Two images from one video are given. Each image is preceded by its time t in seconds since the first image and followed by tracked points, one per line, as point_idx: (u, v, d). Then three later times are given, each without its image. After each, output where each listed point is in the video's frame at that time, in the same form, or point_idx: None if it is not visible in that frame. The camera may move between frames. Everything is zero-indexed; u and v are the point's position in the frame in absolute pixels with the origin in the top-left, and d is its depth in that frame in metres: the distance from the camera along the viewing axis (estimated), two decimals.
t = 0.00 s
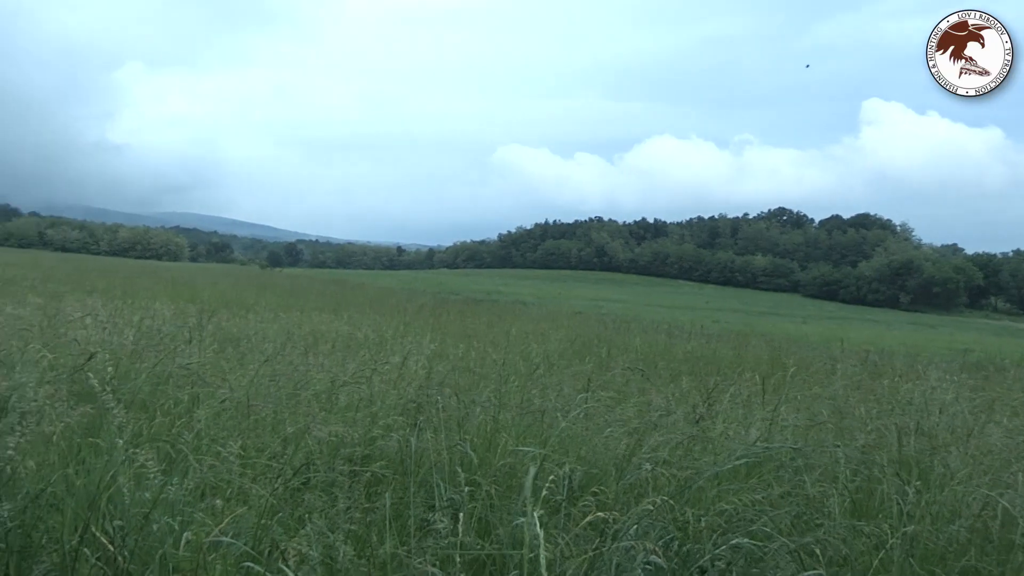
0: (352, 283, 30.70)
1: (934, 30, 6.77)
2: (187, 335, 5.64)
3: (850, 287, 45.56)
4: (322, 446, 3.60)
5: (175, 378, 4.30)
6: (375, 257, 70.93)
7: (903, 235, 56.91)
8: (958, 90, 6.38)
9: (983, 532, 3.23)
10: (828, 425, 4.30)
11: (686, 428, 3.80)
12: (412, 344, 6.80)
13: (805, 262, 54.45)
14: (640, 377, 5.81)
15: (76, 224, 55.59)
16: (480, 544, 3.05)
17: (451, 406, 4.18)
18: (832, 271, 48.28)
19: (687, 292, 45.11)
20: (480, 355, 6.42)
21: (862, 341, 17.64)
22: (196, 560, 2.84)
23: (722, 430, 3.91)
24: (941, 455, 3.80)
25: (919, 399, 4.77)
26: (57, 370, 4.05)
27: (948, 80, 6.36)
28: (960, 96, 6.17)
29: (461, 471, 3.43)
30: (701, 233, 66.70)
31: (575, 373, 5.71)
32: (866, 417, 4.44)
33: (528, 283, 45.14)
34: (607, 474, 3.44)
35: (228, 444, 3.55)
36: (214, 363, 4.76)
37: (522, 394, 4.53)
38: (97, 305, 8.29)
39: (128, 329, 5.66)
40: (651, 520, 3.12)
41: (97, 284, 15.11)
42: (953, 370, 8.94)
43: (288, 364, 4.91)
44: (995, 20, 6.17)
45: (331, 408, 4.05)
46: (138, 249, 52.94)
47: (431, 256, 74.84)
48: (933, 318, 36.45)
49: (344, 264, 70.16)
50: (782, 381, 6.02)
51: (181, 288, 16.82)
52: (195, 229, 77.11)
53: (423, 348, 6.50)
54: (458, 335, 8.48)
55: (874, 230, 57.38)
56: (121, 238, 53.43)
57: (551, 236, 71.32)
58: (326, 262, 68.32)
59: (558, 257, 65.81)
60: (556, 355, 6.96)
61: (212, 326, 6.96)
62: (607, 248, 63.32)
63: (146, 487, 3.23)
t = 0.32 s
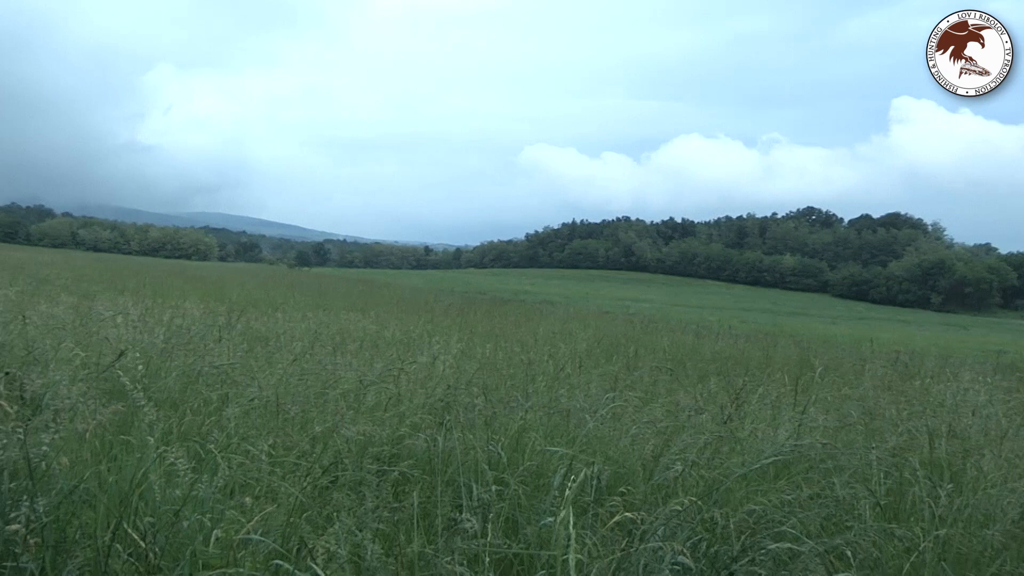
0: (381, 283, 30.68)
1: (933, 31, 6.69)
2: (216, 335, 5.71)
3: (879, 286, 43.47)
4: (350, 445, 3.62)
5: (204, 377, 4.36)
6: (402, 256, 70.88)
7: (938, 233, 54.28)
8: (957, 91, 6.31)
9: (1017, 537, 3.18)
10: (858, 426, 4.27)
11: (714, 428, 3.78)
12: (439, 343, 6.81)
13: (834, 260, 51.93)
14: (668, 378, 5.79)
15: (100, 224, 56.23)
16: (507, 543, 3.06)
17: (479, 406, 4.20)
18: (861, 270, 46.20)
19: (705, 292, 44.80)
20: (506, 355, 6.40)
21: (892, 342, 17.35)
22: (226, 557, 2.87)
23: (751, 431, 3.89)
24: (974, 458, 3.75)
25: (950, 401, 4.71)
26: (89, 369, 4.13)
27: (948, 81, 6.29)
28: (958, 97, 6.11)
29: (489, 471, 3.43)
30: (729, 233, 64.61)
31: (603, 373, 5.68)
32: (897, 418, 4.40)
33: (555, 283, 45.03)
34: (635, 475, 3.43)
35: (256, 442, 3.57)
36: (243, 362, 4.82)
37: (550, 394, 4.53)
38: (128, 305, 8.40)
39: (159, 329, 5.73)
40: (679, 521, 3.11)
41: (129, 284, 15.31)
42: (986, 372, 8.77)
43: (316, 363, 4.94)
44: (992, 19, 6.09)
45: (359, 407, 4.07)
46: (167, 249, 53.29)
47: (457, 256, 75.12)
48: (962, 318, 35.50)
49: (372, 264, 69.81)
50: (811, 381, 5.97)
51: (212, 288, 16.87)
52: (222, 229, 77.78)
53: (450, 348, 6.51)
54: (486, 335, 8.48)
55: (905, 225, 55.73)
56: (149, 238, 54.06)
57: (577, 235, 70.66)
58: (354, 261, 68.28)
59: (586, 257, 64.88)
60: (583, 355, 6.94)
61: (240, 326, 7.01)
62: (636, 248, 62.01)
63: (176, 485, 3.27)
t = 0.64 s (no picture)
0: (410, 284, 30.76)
1: (933, 31, 6.62)
2: (245, 335, 5.81)
3: (911, 288, 42.78)
4: (378, 444, 3.64)
5: (233, 376, 4.44)
6: (430, 257, 70.87)
7: (973, 233, 52.67)
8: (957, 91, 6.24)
9: None
10: (889, 429, 4.23)
11: (743, 430, 3.77)
12: (468, 344, 6.82)
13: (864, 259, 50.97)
14: (697, 380, 5.78)
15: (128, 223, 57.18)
16: (535, 544, 3.05)
17: (507, 406, 4.20)
18: (893, 271, 45.29)
19: (723, 292, 44.58)
20: (534, 355, 6.40)
21: (925, 344, 17.00)
22: (255, 555, 2.89)
23: (780, 433, 3.87)
24: (1010, 463, 3.70)
25: (984, 406, 4.65)
26: (122, 368, 4.20)
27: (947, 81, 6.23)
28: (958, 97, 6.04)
29: (518, 471, 3.43)
30: (759, 233, 63.21)
31: (631, 374, 5.67)
32: (929, 422, 4.37)
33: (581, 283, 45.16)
34: (664, 476, 3.43)
35: (286, 442, 3.61)
36: (272, 362, 4.88)
37: (578, 394, 4.55)
38: (159, 304, 8.55)
39: (190, 328, 5.82)
40: (708, 524, 3.09)
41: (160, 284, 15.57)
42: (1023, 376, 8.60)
43: (344, 363, 4.98)
44: (990, 18, 6.03)
45: (388, 407, 4.10)
46: (198, 249, 54.03)
47: (486, 257, 75.43)
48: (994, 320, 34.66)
49: (400, 264, 70.03)
50: (841, 384, 5.93)
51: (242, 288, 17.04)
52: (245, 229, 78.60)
53: (478, 349, 6.53)
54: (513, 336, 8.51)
55: (940, 225, 54.10)
56: (180, 239, 54.80)
57: (606, 235, 70.05)
58: (381, 262, 68.65)
59: (613, 258, 64.37)
60: (610, 356, 6.94)
61: (271, 325, 7.10)
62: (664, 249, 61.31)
63: (206, 482, 3.30)
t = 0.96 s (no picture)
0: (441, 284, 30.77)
1: (933, 31, 6.55)
2: (276, 335, 5.89)
3: (947, 288, 42.15)
4: (409, 443, 3.66)
5: (265, 375, 4.51)
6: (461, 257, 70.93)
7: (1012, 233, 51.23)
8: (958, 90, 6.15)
9: None
10: (924, 432, 4.19)
11: (775, 432, 3.75)
12: (498, 344, 6.85)
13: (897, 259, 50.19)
14: (728, 381, 5.76)
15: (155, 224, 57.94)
16: (566, 544, 3.04)
17: (538, 406, 4.22)
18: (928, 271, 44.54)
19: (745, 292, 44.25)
20: (565, 356, 6.41)
21: (964, 347, 16.60)
22: (287, 552, 2.91)
23: (813, 435, 3.85)
24: None
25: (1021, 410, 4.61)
26: (156, 366, 4.29)
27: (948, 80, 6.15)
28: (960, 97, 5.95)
29: (548, 471, 3.44)
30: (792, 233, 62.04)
31: (663, 374, 5.67)
32: (965, 425, 4.33)
33: (605, 283, 45.29)
34: (695, 477, 3.41)
35: (317, 440, 3.64)
36: (303, 361, 4.95)
37: (609, 394, 4.56)
38: (193, 302, 8.67)
39: (222, 327, 5.91)
40: (740, 525, 3.07)
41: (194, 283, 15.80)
42: None
43: (376, 362, 5.03)
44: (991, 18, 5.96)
45: (419, 406, 4.13)
46: (230, 249, 54.93)
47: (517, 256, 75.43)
48: None
49: (431, 264, 70.31)
50: (873, 386, 5.89)
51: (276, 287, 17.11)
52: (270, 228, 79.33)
53: (508, 348, 6.55)
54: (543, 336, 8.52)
55: (977, 224, 51.58)
56: (214, 238, 55.51)
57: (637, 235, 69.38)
58: (412, 262, 69.00)
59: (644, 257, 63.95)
60: (641, 356, 6.92)
61: (301, 324, 7.18)
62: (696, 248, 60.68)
63: (239, 479, 3.34)
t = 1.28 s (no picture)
0: (467, 284, 30.92)
1: (932, 30, 6.50)
2: (304, 335, 5.97)
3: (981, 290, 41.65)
4: (437, 443, 3.69)
5: (294, 375, 4.57)
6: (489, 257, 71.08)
7: None
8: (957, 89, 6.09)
9: None
10: (957, 435, 4.16)
11: (805, 434, 3.75)
12: (526, 344, 6.90)
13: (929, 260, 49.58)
14: (757, 383, 5.77)
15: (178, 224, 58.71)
16: (594, 546, 3.04)
17: (566, 406, 4.24)
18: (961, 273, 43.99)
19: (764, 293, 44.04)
20: (593, 358, 6.46)
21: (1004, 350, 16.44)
22: (315, 551, 2.92)
23: (842, 437, 3.85)
24: None
25: None
26: (186, 365, 4.36)
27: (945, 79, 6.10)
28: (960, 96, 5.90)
29: (576, 472, 3.44)
30: (822, 233, 61.46)
31: (692, 377, 5.69)
32: (999, 429, 4.31)
33: (629, 283, 45.82)
34: (724, 479, 3.41)
35: (346, 439, 3.68)
36: (332, 361, 5.01)
37: (637, 395, 4.58)
38: (222, 301, 8.84)
39: (251, 326, 6.01)
40: (769, 527, 3.05)
41: (225, 283, 16.08)
42: None
43: (404, 362, 5.09)
44: (993, 17, 5.89)
45: (447, 407, 4.17)
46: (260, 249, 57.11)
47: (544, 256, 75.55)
48: None
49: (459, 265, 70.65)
50: (904, 389, 5.87)
51: (307, 288, 17.26)
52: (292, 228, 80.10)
53: (536, 349, 6.60)
54: (569, 336, 8.56)
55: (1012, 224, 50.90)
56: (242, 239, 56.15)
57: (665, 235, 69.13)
58: (440, 262, 69.52)
59: (671, 258, 63.68)
60: (669, 357, 6.95)
61: (329, 324, 7.26)
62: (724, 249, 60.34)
63: (268, 478, 3.37)
